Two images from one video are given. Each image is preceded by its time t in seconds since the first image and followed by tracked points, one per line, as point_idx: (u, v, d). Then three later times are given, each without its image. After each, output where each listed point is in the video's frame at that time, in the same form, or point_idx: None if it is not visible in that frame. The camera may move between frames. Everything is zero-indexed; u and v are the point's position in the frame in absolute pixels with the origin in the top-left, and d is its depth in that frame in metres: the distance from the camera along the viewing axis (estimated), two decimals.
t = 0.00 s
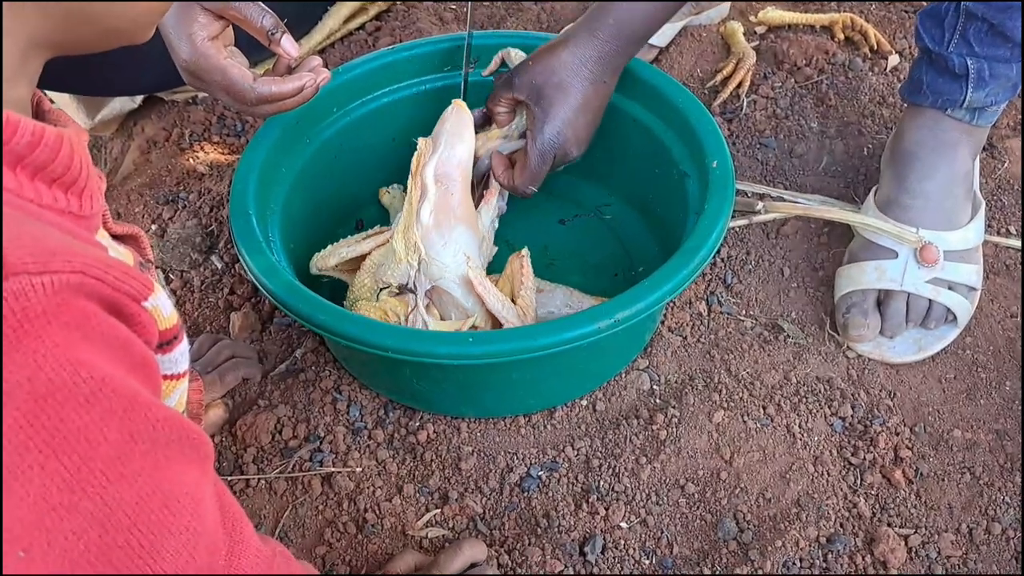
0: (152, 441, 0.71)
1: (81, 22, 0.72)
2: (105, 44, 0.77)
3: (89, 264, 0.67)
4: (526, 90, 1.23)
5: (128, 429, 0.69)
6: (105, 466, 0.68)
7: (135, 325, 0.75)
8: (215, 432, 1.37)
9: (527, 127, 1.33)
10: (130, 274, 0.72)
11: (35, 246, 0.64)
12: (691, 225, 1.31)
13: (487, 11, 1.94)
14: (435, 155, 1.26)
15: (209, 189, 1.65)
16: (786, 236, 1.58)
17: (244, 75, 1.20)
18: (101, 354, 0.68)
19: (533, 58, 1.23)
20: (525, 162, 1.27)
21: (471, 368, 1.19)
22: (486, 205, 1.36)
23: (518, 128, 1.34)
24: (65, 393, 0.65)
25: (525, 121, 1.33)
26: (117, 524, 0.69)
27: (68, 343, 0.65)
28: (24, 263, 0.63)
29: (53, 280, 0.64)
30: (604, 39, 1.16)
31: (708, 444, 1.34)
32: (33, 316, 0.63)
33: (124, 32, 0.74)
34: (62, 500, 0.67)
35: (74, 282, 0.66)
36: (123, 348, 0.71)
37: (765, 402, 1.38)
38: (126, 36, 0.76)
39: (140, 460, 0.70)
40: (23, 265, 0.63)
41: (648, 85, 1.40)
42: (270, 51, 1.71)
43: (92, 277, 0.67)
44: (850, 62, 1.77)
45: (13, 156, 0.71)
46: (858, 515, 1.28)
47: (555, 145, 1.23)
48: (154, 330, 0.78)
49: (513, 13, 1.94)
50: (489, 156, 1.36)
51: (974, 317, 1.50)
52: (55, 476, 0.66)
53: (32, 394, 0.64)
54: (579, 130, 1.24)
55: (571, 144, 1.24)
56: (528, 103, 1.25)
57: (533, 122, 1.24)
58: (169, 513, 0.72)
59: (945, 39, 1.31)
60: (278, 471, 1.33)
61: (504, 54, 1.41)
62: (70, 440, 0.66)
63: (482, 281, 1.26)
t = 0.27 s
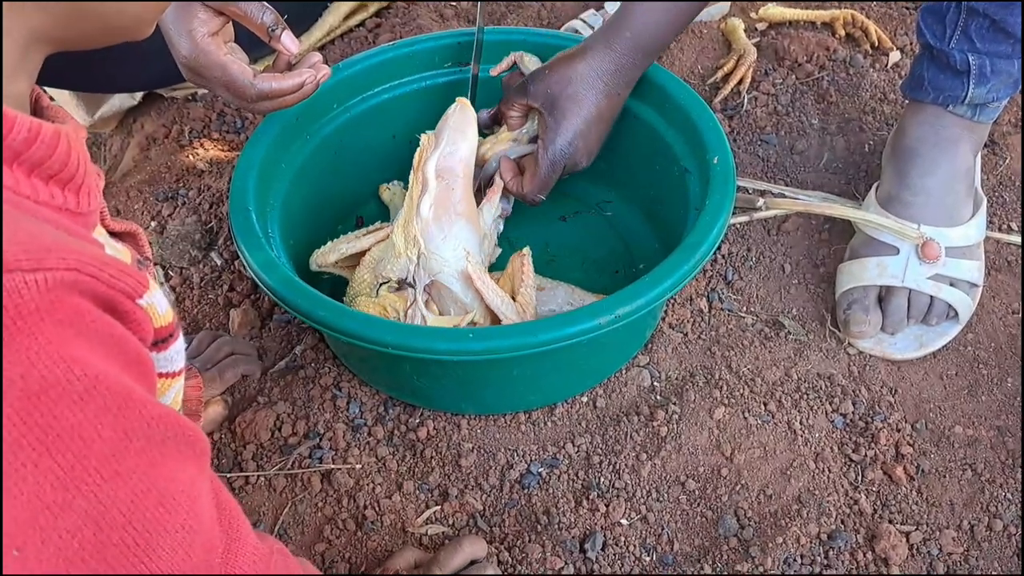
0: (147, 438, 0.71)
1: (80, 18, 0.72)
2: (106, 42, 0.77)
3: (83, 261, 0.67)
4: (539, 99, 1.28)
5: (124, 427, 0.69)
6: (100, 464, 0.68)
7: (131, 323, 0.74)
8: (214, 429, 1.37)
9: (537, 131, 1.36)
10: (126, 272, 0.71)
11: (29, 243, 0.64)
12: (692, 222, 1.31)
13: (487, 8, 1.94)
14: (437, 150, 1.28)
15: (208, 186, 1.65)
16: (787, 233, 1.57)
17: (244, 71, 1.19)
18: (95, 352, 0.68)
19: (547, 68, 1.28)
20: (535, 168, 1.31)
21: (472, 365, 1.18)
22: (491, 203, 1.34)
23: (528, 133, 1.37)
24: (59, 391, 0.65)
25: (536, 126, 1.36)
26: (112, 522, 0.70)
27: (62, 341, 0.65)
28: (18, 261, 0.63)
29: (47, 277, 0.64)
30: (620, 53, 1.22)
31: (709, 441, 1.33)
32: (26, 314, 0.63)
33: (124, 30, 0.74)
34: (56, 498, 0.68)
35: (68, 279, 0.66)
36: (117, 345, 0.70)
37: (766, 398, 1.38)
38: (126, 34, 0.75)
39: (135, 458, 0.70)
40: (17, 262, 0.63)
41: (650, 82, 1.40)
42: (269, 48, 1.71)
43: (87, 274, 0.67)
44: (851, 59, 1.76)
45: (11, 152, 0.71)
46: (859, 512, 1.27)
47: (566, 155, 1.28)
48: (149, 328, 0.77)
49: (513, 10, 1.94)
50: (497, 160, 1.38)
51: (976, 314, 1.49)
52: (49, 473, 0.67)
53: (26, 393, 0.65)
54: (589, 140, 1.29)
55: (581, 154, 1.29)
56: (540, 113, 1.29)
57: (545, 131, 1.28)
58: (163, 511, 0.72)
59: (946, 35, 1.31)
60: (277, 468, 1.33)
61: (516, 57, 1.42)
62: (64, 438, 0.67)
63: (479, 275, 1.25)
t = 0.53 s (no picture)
0: (147, 437, 0.71)
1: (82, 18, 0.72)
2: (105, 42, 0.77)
3: (83, 260, 0.67)
4: (540, 100, 1.30)
5: (124, 424, 0.69)
6: (101, 462, 0.68)
7: (131, 323, 0.75)
8: (213, 428, 1.37)
9: (535, 126, 1.37)
10: (126, 271, 0.72)
11: (30, 241, 0.64)
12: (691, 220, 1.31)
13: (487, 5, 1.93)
14: (433, 150, 1.28)
15: (208, 184, 1.65)
16: (787, 231, 1.57)
17: (243, 71, 1.19)
18: (95, 349, 0.68)
19: (548, 67, 1.30)
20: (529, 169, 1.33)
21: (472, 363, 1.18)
22: (488, 201, 1.34)
23: (525, 128, 1.39)
24: (60, 388, 0.65)
25: (534, 120, 1.37)
26: (112, 520, 0.70)
27: (62, 338, 0.65)
28: (20, 258, 0.63)
29: (47, 275, 0.64)
30: (620, 59, 1.24)
31: (708, 440, 1.33)
32: (27, 311, 0.64)
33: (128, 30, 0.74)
34: (56, 496, 0.67)
35: (68, 277, 0.66)
36: (117, 344, 0.71)
37: (766, 397, 1.38)
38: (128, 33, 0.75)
39: (135, 457, 0.70)
40: (18, 259, 0.63)
41: (650, 81, 1.40)
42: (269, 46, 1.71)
43: (87, 273, 0.68)
44: (851, 57, 1.76)
45: (11, 151, 0.71)
46: (859, 511, 1.27)
47: (562, 158, 1.31)
48: (148, 327, 0.77)
49: (513, 9, 1.93)
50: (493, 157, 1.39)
51: (976, 312, 1.49)
52: (49, 472, 0.67)
53: (27, 390, 0.65)
54: (585, 142, 1.32)
55: (576, 156, 1.33)
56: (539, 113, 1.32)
57: (542, 133, 1.31)
58: (163, 510, 0.72)
59: (945, 33, 1.31)
60: (277, 467, 1.32)
61: (519, 56, 1.42)
62: (65, 436, 0.67)
63: (479, 278, 1.25)
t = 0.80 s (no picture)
0: (158, 429, 0.71)
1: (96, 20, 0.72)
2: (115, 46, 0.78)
3: (96, 252, 0.67)
4: (548, 109, 1.34)
5: (137, 416, 0.69)
6: (113, 454, 0.69)
7: (143, 316, 0.74)
8: (215, 426, 1.37)
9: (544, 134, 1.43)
10: (140, 264, 0.72)
11: (46, 232, 0.64)
12: (693, 219, 1.31)
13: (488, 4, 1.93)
14: (440, 144, 1.29)
15: (209, 183, 1.65)
16: (788, 230, 1.57)
17: (246, 70, 1.19)
18: (108, 340, 0.68)
19: (557, 78, 1.33)
20: (537, 179, 1.38)
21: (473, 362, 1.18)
22: (491, 200, 1.36)
23: (535, 135, 1.44)
24: (74, 378, 0.65)
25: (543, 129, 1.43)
26: (124, 512, 0.70)
27: (77, 329, 0.65)
28: (36, 248, 0.63)
29: (64, 266, 0.64)
30: (628, 72, 1.27)
31: (710, 438, 1.33)
32: (43, 301, 0.63)
33: (144, 31, 0.75)
34: (68, 487, 0.67)
35: (84, 268, 0.66)
36: (130, 336, 0.70)
37: (767, 396, 1.38)
38: (140, 35, 0.76)
39: (147, 448, 0.71)
40: (33, 250, 0.63)
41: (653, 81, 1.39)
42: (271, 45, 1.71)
43: (102, 265, 0.68)
44: (852, 56, 1.76)
45: (25, 146, 0.71)
46: (861, 509, 1.27)
47: (568, 168, 1.35)
48: (160, 322, 0.77)
49: (514, 8, 1.93)
50: (501, 163, 1.43)
51: (977, 311, 1.49)
52: (62, 463, 0.67)
53: (41, 380, 0.64)
54: (591, 153, 1.36)
55: (582, 166, 1.37)
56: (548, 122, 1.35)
57: (550, 142, 1.35)
58: (172, 503, 0.73)
59: (948, 32, 1.31)
60: (278, 466, 1.32)
61: (536, 56, 1.44)
62: (78, 427, 0.67)
63: (478, 269, 1.25)
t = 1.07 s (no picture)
0: (173, 414, 0.71)
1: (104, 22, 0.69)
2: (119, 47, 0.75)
3: (114, 235, 0.68)
4: (551, 110, 1.35)
5: (153, 399, 0.69)
6: (129, 437, 0.68)
7: (156, 301, 0.74)
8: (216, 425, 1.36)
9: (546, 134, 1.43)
10: (155, 249, 0.72)
11: (65, 214, 0.65)
12: (695, 217, 1.31)
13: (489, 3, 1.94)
14: (441, 144, 1.29)
15: (210, 182, 1.64)
16: (790, 229, 1.57)
17: (249, 68, 1.20)
18: (125, 324, 0.68)
19: (560, 79, 1.34)
20: (538, 179, 1.38)
21: (475, 360, 1.18)
22: (493, 199, 1.36)
23: (537, 136, 1.44)
24: (94, 358, 0.65)
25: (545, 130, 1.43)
26: (140, 494, 0.69)
27: (96, 310, 0.66)
28: (57, 231, 0.64)
29: (84, 248, 0.65)
30: (629, 75, 1.28)
31: (712, 437, 1.33)
32: (64, 281, 0.64)
33: (154, 32, 0.72)
34: (85, 469, 0.66)
35: (102, 251, 0.67)
36: (146, 320, 0.71)
37: (769, 395, 1.38)
38: (149, 36, 0.73)
39: (162, 433, 0.70)
40: (55, 233, 0.64)
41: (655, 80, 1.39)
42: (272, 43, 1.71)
43: (119, 249, 0.68)
44: (854, 55, 1.76)
45: (40, 134, 0.71)
46: (863, 508, 1.27)
47: (569, 169, 1.36)
48: (174, 307, 0.77)
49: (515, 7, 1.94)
50: (502, 162, 1.43)
51: (979, 310, 1.49)
52: (80, 443, 0.66)
53: (61, 359, 0.64)
54: (593, 154, 1.37)
55: (582, 167, 1.38)
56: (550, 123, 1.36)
57: (551, 143, 1.36)
58: (187, 488, 0.72)
59: (948, 31, 1.31)
60: (280, 464, 1.32)
61: (541, 56, 1.46)
62: (96, 408, 0.66)
63: (481, 270, 1.25)
